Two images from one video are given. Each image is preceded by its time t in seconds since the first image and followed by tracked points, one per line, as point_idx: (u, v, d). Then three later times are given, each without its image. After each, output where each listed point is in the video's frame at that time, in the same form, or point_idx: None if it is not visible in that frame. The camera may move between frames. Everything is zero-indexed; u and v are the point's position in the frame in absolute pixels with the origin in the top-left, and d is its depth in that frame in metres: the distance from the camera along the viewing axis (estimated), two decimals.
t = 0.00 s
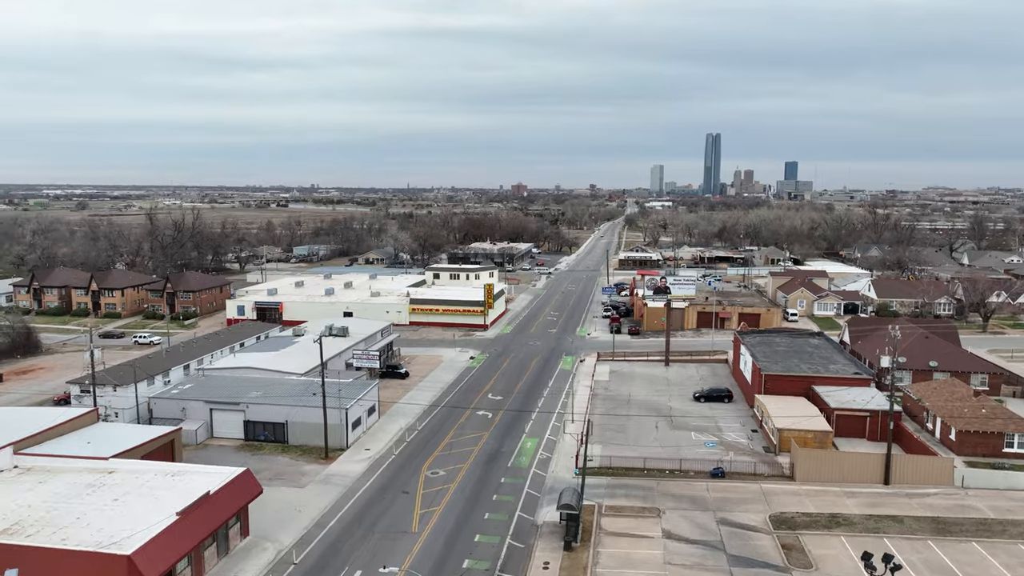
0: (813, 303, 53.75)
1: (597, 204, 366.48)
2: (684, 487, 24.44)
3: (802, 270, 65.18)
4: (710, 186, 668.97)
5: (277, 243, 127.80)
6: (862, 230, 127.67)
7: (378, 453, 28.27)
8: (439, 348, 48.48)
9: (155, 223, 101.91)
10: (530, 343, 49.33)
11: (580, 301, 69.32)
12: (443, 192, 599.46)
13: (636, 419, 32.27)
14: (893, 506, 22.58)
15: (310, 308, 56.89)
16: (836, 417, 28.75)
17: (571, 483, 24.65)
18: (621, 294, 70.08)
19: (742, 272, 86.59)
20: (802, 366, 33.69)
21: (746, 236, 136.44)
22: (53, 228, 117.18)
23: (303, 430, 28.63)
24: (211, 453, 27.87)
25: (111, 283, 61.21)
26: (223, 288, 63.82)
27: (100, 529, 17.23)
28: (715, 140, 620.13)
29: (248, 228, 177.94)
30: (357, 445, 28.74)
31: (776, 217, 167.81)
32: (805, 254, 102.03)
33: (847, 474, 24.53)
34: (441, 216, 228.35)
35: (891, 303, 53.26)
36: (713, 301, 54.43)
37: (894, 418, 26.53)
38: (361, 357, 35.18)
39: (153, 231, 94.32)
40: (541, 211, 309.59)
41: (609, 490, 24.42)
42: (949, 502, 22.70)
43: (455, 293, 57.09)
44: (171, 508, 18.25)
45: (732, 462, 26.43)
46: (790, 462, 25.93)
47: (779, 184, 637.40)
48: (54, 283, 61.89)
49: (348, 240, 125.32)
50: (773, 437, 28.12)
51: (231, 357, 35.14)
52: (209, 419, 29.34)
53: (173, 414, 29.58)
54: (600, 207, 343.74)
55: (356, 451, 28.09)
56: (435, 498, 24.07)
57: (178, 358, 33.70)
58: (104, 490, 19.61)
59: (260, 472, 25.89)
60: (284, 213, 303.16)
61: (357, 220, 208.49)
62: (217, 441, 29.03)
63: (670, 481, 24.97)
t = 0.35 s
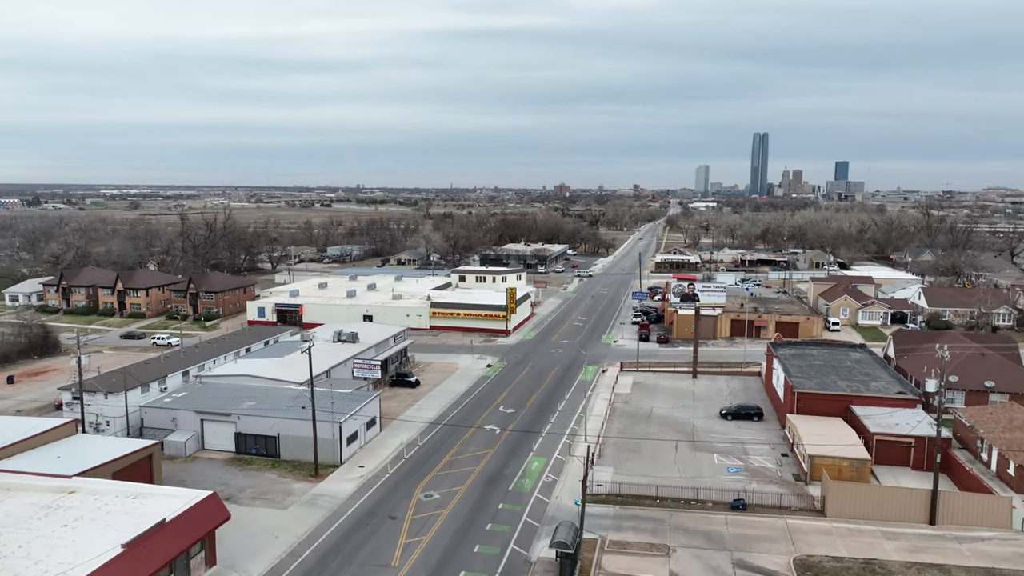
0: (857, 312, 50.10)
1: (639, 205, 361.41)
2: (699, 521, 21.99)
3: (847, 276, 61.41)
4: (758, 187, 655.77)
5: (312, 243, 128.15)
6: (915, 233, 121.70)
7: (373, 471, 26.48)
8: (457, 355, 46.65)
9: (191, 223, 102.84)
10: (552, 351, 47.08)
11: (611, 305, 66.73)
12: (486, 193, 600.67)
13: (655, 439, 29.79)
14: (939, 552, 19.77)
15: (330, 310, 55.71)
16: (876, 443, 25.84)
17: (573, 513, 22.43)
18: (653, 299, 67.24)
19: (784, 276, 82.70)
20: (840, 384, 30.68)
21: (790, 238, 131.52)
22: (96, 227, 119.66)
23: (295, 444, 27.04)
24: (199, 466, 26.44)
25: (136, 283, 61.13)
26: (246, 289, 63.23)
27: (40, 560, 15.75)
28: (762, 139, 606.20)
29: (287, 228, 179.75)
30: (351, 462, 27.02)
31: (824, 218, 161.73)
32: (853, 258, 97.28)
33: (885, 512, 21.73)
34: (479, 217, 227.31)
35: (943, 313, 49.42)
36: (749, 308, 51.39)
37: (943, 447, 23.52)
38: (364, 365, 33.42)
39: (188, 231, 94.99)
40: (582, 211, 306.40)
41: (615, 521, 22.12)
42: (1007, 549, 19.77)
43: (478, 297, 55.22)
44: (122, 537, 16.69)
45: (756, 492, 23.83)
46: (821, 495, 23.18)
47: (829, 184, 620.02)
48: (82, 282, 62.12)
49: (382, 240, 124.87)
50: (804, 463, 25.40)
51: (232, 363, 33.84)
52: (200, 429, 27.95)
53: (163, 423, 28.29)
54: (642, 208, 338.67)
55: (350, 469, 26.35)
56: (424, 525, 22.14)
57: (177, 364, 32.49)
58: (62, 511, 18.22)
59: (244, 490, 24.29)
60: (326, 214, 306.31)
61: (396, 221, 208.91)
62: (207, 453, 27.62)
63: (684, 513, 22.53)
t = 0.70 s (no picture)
0: (885, 320, 46.98)
1: (664, 205, 357.22)
2: (702, 561, 19.64)
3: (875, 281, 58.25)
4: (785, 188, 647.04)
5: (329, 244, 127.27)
6: (949, 235, 117.11)
7: (350, 493, 24.50)
8: (460, 363, 44.61)
9: (206, 223, 102.34)
10: (559, 360, 44.82)
11: (626, 311, 64.17)
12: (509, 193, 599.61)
13: (660, 461, 27.42)
14: None
15: (333, 314, 54.07)
16: (904, 472, 23.24)
17: (561, 549, 20.20)
18: (670, 304, 64.56)
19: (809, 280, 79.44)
20: (864, 403, 28.05)
21: (817, 240, 127.60)
22: (115, 227, 119.90)
23: (269, 464, 25.16)
24: (165, 486, 24.69)
25: (140, 285, 60.13)
26: (251, 291, 61.97)
27: None
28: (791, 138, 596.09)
29: (307, 229, 179.72)
30: (328, 483, 25.06)
31: (852, 219, 157.18)
32: (882, 261, 93.51)
33: (914, 555, 19.20)
34: (500, 217, 225.42)
35: (979, 322, 46.20)
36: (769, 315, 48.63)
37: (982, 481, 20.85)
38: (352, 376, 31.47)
39: (201, 231, 94.37)
40: (605, 212, 303.31)
41: (608, 559, 19.84)
42: None
43: (485, 302, 53.16)
44: None
45: (768, 527, 21.37)
46: (842, 532, 20.67)
47: (859, 185, 608.32)
48: (86, 284, 61.30)
49: (399, 240, 123.55)
50: (823, 493, 22.91)
51: (216, 372, 32.13)
52: (170, 445, 26.21)
53: (133, 438, 26.60)
54: (665, 208, 335.13)
55: (325, 491, 24.40)
56: (396, 559, 20.09)
57: (155, 374, 30.84)
58: None
59: (208, 514, 22.43)
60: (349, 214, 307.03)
61: (416, 221, 208.71)
62: (177, 471, 25.87)
63: (685, 551, 20.21)
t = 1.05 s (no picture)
0: (896, 328, 44.54)
1: (671, 206, 354.80)
2: None
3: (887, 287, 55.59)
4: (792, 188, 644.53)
5: (328, 245, 125.40)
6: (960, 237, 114.17)
7: (307, 525, 22.18)
8: (446, 373, 42.26)
9: (201, 225, 100.55)
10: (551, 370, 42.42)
11: (625, 316, 61.85)
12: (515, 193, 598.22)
13: (651, 488, 25.01)
14: None
15: (318, 320, 51.81)
16: (922, 507, 20.75)
17: None
18: (671, 310, 62.23)
19: (816, 284, 76.77)
20: (876, 425, 25.57)
21: (825, 242, 124.85)
22: (111, 227, 118.46)
23: (220, 491, 22.86)
24: (104, 515, 22.42)
25: (121, 288, 58.05)
26: (236, 295, 59.84)
27: None
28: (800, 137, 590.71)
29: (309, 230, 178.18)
30: (284, 513, 22.78)
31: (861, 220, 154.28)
32: (893, 264, 90.73)
33: None
34: (503, 218, 223.34)
35: (998, 330, 43.53)
36: (774, 323, 46.12)
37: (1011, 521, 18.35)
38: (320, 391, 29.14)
39: (194, 233, 92.54)
40: (611, 212, 301.06)
41: None
42: None
43: (476, 307, 50.81)
44: None
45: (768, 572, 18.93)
46: None
47: (868, 185, 603.63)
48: (66, 287, 59.28)
49: (397, 242, 121.59)
50: (830, 531, 20.47)
51: (175, 386, 29.85)
52: (114, 469, 23.95)
53: (75, 461, 24.38)
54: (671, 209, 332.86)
55: (279, 523, 22.07)
56: None
57: (108, 389, 28.64)
58: None
59: (143, 551, 20.15)
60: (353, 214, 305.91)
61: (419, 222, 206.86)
62: (121, 497, 23.62)
63: None
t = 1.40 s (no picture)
0: (908, 340, 42.02)
1: (673, 207, 352.41)
2: None
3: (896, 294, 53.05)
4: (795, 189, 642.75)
5: (323, 247, 123.19)
6: (969, 240, 111.59)
7: (255, 569, 19.74)
8: (430, 386, 39.86)
9: (190, 227, 98.31)
10: (541, 383, 39.96)
11: (622, 324, 59.34)
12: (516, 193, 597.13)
13: (643, 525, 22.54)
14: None
15: (299, 327, 49.42)
16: (948, 556, 18.28)
17: None
18: (671, 318, 59.70)
19: (821, 290, 74.23)
20: (894, 453, 23.05)
21: (829, 245, 122.42)
22: (101, 228, 116.32)
23: (161, 530, 20.43)
24: (29, 558, 20.08)
25: (97, 293, 55.78)
26: (218, 301, 57.57)
27: None
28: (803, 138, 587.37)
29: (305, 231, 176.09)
30: (231, 555, 20.32)
31: (866, 222, 151.71)
32: (900, 268, 88.12)
33: None
34: (504, 219, 221.38)
35: (1016, 342, 41.02)
36: (779, 333, 43.63)
37: None
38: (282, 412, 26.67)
39: (183, 235, 90.30)
40: (612, 213, 298.62)
41: None
42: None
43: (465, 316, 48.42)
44: None
45: None
46: None
47: (871, 186, 600.28)
48: (41, 292, 57.01)
49: (393, 244, 119.37)
50: None
51: (127, 407, 27.44)
52: (46, 505, 21.58)
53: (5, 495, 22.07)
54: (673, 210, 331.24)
55: (225, 568, 19.63)
56: None
57: (52, 412, 26.29)
58: None
59: None
60: (353, 215, 303.98)
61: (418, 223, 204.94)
62: (52, 536, 21.27)
63: None
